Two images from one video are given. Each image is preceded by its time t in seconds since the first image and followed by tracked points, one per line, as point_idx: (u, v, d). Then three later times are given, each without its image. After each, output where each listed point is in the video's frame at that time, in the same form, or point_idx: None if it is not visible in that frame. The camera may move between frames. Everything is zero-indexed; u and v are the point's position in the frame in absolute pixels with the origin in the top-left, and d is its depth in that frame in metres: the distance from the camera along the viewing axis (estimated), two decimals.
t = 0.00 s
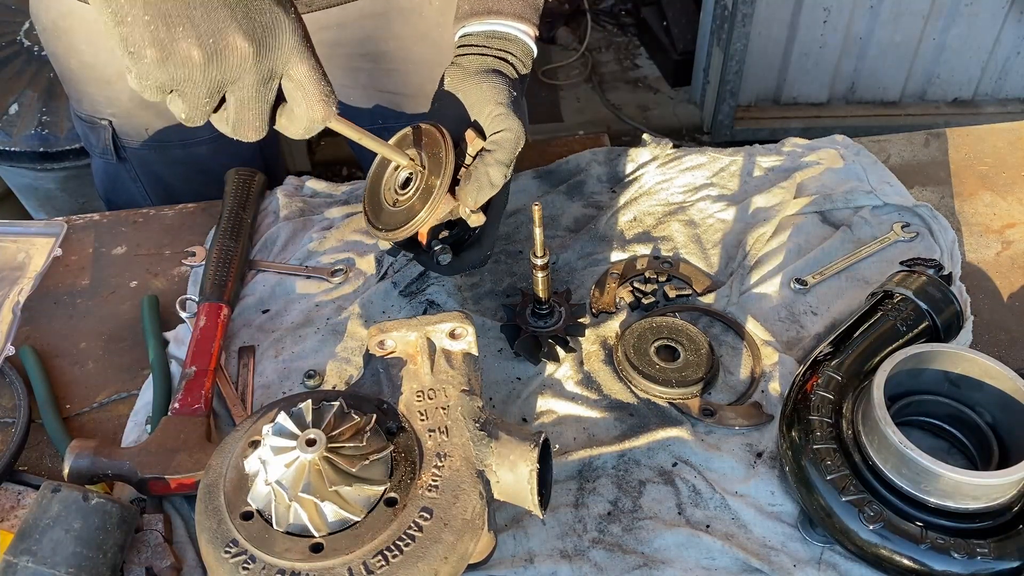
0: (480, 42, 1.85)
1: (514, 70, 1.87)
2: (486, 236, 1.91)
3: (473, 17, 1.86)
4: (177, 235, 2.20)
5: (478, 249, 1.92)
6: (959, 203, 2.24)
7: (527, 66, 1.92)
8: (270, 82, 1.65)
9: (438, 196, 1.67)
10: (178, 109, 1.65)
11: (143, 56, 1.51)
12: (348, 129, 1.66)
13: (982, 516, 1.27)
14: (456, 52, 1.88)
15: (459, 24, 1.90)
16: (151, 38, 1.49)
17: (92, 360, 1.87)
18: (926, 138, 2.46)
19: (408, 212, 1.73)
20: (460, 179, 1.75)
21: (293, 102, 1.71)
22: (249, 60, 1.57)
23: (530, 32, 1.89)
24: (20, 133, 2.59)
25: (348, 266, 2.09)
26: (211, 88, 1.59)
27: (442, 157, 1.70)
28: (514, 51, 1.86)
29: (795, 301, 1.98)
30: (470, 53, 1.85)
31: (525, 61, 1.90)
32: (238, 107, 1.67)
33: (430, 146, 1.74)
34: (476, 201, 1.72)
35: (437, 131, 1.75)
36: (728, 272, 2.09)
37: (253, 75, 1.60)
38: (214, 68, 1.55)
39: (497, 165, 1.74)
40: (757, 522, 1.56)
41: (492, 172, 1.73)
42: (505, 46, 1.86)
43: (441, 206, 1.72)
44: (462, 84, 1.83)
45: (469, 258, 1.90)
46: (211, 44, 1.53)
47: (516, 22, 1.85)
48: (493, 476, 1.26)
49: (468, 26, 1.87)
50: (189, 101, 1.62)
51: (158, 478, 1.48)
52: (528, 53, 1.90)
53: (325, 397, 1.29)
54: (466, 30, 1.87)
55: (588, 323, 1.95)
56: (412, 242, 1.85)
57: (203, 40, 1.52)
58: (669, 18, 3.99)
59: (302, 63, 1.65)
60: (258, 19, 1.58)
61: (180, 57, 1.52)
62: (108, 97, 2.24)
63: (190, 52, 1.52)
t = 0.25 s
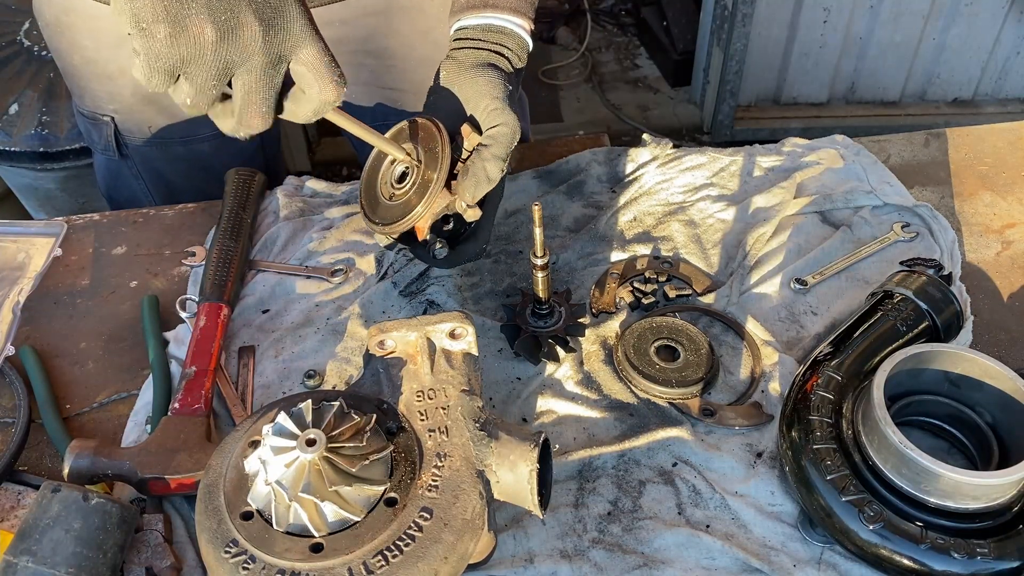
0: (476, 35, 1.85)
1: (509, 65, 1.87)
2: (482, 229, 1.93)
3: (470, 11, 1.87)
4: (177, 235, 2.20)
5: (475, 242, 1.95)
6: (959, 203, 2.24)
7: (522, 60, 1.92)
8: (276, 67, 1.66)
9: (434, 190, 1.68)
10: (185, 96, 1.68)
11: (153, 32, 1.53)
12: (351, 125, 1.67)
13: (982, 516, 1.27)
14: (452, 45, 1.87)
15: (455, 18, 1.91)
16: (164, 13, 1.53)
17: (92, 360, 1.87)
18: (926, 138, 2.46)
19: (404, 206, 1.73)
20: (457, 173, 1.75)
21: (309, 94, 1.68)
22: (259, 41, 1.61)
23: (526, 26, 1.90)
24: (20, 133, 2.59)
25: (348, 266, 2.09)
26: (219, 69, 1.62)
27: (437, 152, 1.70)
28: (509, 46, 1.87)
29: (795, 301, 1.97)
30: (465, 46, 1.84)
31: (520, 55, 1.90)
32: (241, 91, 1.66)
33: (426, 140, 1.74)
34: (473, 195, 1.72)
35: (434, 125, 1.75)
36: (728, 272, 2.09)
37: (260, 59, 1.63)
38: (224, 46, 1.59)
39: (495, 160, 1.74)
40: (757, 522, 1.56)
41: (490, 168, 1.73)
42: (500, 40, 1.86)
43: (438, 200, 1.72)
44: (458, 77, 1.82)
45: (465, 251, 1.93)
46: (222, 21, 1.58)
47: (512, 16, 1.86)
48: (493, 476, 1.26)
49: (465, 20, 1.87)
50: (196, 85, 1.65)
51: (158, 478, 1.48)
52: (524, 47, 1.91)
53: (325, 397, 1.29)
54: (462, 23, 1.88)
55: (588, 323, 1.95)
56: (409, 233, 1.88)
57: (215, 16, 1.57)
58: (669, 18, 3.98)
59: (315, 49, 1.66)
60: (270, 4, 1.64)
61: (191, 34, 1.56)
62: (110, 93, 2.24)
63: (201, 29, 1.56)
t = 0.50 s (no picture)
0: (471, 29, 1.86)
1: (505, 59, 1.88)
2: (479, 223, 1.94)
3: (466, 5, 1.89)
4: (177, 235, 2.20)
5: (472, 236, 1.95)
6: (959, 203, 2.24)
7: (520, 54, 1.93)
8: (283, 56, 1.65)
9: (431, 185, 1.67)
10: (198, 95, 1.64)
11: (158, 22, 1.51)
12: (330, 114, 1.64)
13: (982, 516, 1.27)
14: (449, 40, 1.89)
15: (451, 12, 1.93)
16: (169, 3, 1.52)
17: (92, 360, 1.87)
18: (926, 138, 2.46)
19: (401, 201, 1.73)
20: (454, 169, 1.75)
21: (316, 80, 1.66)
22: (264, 30, 1.59)
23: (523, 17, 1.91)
24: (20, 133, 2.59)
25: (348, 266, 2.09)
26: (228, 59, 1.59)
27: (434, 147, 1.70)
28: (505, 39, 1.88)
29: (795, 301, 1.98)
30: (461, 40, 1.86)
31: (517, 49, 1.91)
32: (251, 82, 1.63)
33: (423, 136, 1.74)
34: (471, 190, 1.72)
35: (430, 121, 1.75)
36: (728, 272, 2.09)
37: (267, 48, 1.61)
38: (230, 36, 1.57)
39: (491, 153, 1.76)
40: (757, 522, 1.56)
41: (486, 161, 1.74)
42: (497, 34, 1.87)
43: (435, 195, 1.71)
44: (454, 71, 1.83)
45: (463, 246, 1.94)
46: (227, 9, 1.56)
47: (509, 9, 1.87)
48: (493, 476, 1.25)
49: (461, 14, 1.89)
50: (207, 79, 1.61)
51: (158, 478, 1.48)
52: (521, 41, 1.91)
53: (325, 397, 1.29)
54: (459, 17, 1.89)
55: (588, 323, 1.95)
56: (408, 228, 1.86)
57: (220, 5, 1.55)
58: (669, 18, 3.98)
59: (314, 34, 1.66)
60: None
61: (197, 23, 1.54)
62: (113, 90, 2.25)
63: (207, 19, 1.54)
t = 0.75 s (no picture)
0: (466, 19, 1.95)
1: (499, 49, 1.95)
2: (472, 213, 1.96)
3: None
4: (177, 235, 2.20)
5: (466, 227, 1.98)
6: (959, 203, 2.24)
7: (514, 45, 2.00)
8: (282, 80, 1.68)
9: (420, 176, 1.65)
10: (199, 119, 1.64)
11: (168, 52, 1.50)
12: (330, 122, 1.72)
13: (982, 516, 1.27)
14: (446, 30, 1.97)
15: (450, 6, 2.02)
16: (176, 32, 1.50)
17: (92, 360, 1.87)
18: (926, 138, 2.46)
19: (391, 196, 1.71)
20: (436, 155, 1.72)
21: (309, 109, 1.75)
22: (266, 57, 1.62)
23: (518, 10, 2.00)
24: (20, 132, 2.58)
25: (348, 266, 2.09)
26: (233, 87, 1.60)
27: (420, 137, 1.67)
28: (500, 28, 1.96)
29: (795, 301, 1.98)
30: (456, 27, 1.94)
31: (512, 39, 1.98)
32: (251, 107, 1.66)
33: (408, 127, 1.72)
34: (447, 172, 1.69)
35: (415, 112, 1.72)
36: (728, 272, 2.09)
37: (268, 73, 1.64)
38: (235, 64, 1.58)
39: (471, 138, 1.74)
40: (757, 522, 1.56)
41: (465, 146, 1.73)
42: (492, 24, 1.95)
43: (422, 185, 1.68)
44: (448, 61, 1.89)
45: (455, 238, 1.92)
46: (232, 38, 1.57)
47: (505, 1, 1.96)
48: (493, 476, 1.25)
49: (458, 5, 1.97)
50: (211, 105, 1.61)
51: (158, 478, 1.48)
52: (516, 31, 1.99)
53: (325, 397, 1.29)
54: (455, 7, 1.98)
55: (588, 323, 1.95)
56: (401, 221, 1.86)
57: (225, 34, 1.56)
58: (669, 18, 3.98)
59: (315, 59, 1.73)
60: (272, 19, 1.65)
61: (203, 52, 1.54)
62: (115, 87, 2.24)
63: (213, 49, 1.54)
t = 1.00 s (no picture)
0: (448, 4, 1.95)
1: (481, 35, 1.93)
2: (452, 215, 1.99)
3: None
4: (177, 235, 2.20)
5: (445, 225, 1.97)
6: (959, 203, 2.24)
7: (499, 30, 1.99)
8: (299, 105, 1.75)
9: (389, 162, 1.62)
10: (226, 141, 1.74)
11: (189, 90, 1.61)
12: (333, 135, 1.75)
13: (982, 516, 1.27)
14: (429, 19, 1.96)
15: None
16: (195, 71, 1.60)
17: (92, 360, 1.87)
18: (926, 138, 2.46)
19: (362, 182, 1.67)
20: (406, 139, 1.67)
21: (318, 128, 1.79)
22: (282, 88, 1.68)
23: None
24: (20, 132, 2.58)
25: (348, 266, 2.09)
26: (250, 115, 1.69)
27: (391, 122, 1.65)
28: (483, 13, 1.95)
29: (795, 301, 1.98)
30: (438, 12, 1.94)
31: (496, 25, 1.97)
32: (272, 129, 1.76)
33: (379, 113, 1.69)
34: (415, 155, 1.63)
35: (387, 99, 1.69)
36: (728, 272, 2.09)
37: (286, 102, 1.71)
38: (253, 97, 1.67)
39: (439, 122, 1.69)
40: (757, 522, 1.56)
41: (434, 129, 1.67)
42: (475, 10, 1.95)
43: (393, 169, 1.63)
44: (429, 46, 1.87)
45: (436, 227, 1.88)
46: (247, 76, 1.64)
47: None
48: (493, 476, 1.25)
49: None
50: (235, 132, 1.71)
51: (158, 479, 1.48)
52: (499, 16, 1.98)
53: (325, 397, 1.29)
54: None
55: (588, 323, 1.95)
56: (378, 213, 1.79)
57: (239, 73, 1.63)
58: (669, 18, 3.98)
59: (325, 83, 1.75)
60: (286, 48, 1.69)
61: (220, 91, 1.63)
62: (116, 85, 2.24)
63: (229, 85, 1.63)
